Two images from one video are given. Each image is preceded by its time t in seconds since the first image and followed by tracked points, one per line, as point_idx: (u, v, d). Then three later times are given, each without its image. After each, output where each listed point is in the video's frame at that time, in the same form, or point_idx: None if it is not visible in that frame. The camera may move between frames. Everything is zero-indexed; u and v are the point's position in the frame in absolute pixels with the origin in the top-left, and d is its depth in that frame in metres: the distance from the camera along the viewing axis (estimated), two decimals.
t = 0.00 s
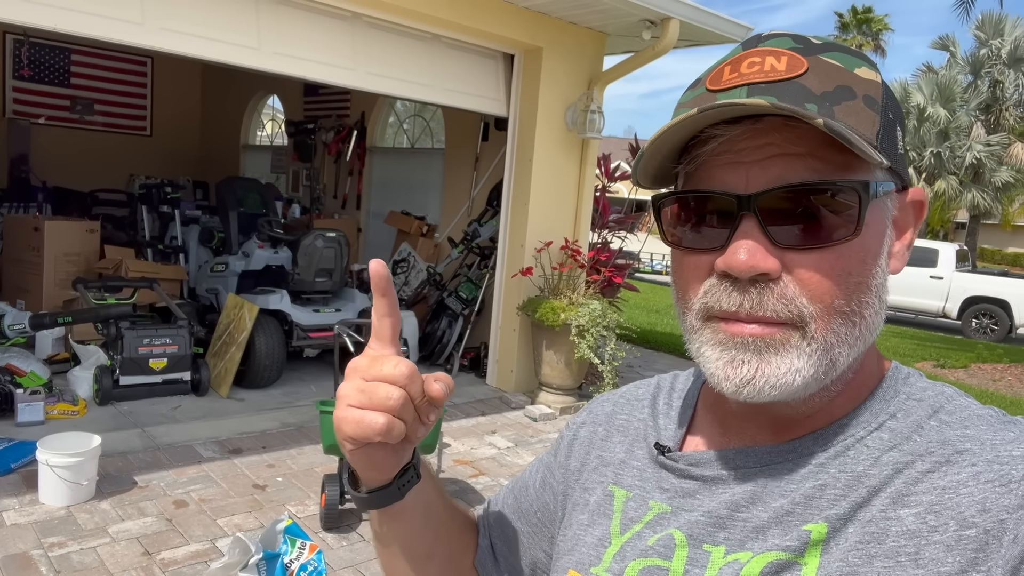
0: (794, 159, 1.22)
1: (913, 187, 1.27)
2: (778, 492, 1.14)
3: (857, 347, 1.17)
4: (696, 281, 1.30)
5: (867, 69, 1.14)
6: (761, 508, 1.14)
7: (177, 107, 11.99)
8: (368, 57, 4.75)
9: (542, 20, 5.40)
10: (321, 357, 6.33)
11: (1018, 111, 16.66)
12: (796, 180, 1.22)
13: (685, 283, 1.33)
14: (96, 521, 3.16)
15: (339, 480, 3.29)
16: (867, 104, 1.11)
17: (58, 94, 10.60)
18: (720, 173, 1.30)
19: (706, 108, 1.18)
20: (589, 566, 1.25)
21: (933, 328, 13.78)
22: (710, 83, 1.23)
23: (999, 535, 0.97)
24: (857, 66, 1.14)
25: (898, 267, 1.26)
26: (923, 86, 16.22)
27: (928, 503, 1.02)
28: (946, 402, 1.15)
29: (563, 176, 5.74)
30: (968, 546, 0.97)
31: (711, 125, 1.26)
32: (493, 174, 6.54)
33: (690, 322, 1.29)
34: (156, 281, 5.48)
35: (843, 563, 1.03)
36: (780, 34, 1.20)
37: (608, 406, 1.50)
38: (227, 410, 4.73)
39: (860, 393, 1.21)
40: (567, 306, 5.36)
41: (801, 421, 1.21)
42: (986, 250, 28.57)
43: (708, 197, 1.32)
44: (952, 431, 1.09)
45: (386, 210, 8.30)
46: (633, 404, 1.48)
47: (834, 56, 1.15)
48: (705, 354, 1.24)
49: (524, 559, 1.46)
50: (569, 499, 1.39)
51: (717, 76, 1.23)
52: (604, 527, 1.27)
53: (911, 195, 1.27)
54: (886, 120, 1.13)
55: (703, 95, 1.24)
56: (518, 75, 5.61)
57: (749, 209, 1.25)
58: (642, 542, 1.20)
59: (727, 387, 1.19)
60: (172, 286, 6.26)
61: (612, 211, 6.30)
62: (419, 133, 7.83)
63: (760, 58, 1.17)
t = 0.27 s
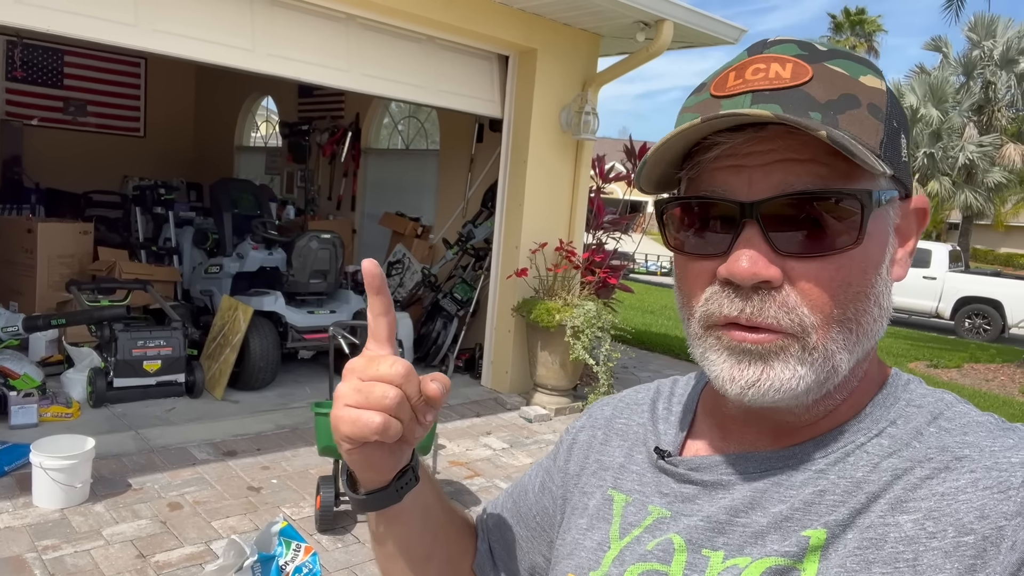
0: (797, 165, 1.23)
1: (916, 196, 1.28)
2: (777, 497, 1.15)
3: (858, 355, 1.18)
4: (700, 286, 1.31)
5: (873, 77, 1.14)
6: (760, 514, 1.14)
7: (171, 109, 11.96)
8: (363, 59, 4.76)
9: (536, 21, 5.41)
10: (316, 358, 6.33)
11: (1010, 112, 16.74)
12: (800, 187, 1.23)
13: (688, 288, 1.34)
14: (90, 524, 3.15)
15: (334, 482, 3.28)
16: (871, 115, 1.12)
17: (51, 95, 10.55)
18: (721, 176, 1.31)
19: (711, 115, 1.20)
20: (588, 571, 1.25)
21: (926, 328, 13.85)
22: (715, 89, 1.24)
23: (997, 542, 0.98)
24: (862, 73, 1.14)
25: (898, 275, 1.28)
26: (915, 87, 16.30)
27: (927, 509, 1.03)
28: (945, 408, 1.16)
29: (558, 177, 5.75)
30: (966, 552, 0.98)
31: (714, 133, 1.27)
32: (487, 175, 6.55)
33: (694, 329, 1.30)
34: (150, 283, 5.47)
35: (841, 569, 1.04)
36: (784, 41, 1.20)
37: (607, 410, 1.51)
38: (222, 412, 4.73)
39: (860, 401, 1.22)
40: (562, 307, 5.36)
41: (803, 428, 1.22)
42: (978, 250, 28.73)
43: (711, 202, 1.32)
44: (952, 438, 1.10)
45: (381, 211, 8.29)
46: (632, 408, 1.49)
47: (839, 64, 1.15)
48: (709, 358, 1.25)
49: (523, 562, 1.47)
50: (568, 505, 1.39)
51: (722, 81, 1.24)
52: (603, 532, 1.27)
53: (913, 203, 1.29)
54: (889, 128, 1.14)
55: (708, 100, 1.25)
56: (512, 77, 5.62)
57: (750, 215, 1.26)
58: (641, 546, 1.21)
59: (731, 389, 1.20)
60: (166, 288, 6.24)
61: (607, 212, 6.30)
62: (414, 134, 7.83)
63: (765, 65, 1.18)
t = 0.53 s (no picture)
0: (805, 170, 1.23)
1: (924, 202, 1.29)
2: (781, 503, 1.15)
3: (863, 360, 1.18)
4: (706, 290, 1.31)
5: (881, 82, 1.14)
6: (764, 519, 1.15)
7: (165, 110, 11.93)
8: (358, 60, 4.75)
9: (532, 23, 5.41)
10: (312, 360, 6.32)
11: (1004, 113, 16.82)
12: (809, 192, 1.23)
13: (694, 293, 1.34)
14: (85, 527, 3.13)
15: (331, 484, 3.28)
16: (881, 118, 1.12)
17: (45, 97, 10.48)
18: (729, 181, 1.32)
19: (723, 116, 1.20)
20: None
21: (920, 328, 13.90)
22: (722, 93, 1.24)
23: (1003, 550, 0.97)
24: (870, 78, 1.15)
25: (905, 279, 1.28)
26: (909, 88, 16.35)
27: (930, 516, 1.03)
28: (952, 415, 1.16)
29: (554, 179, 5.76)
30: (971, 560, 0.98)
31: (723, 135, 1.27)
32: (483, 176, 6.55)
33: (699, 333, 1.30)
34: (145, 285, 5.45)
35: None
36: (793, 44, 1.20)
37: (611, 415, 1.51)
38: (218, 415, 4.71)
39: (865, 408, 1.22)
40: (558, 309, 5.36)
41: (807, 433, 1.23)
42: (973, 250, 28.86)
43: (719, 207, 1.32)
44: (957, 444, 1.10)
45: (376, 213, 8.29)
46: (637, 413, 1.49)
47: (847, 68, 1.15)
48: (713, 363, 1.26)
49: (526, 568, 1.45)
50: (572, 509, 1.39)
51: (729, 84, 1.25)
52: (606, 537, 1.28)
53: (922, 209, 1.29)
54: (897, 133, 1.14)
55: (715, 103, 1.25)
56: (508, 78, 5.62)
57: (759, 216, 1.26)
58: (644, 552, 1.21)
59: (735, 396, 1.21)
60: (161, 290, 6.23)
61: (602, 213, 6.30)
62: (409, 135, 7.82)
63: (773, 68, 1.18)
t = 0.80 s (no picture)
0: (810, 169, 1.23)
1: (927, 200, 1.30)
2: (786, 503, 1.15)
3: (870, 356, 1.18)
4: (711, 289, 1.31)
5: (885, 80, 1.15)
6: (769, 519, 1.15)
7: (160, 111, 11.91)
8: (354, 61, 4.75)
9: (528, 23, 5.41)
10: (308, 362, 6.31)
11: (998, 113, 16.89)
12: (814, 190, 1.23)
13: (699, 292, 1.35)
14: (81, 530, 3.12)
15: (328, 486, 3.27)
16: (885, 115, 1.12)
17: (39, 98, 10.45)
18: (734, 180, 1.32)
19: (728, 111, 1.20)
20: None
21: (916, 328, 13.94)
22: (727, 89, 1.24)
23: (1008, 549, 0.97)
24: (875, 75, 1.15)
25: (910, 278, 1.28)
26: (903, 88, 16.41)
27: (936, 515, 1.03)
28: (956, 414, 1.17)
29: (551, 179, 5.76)
30: (977, 559, 0.97)
31: (728, 132, 1.27)
32: (479, 178, 6.54)
33: (704, 332, 1.30)
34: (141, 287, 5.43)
35: None
36: (797, 42, 1.21)
37: (614, 416, 1.51)
38: (214, 416, 4.70)
39: (869, 406, 1.22)
40: (555, 309, 5.36)
41: (812, 432, 1.23)
42: (967, 250, 28.97)
43: (723, 204, 1.32)
44: (962, 443, 1.10)
45: (373, 214, 8.27)
46: (641, 414, 1.50)
47: (851, 65, 1.16)
48: (719, 361, 1.26)
49: (531, 569, 1.46)
50: (576, 510, 1.39)
51: (734, 81, 1.25)
52: (610, 538, 1.27)
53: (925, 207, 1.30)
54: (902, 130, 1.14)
55: (720, 100, 1.25)
56: (504, 79, 5.63)
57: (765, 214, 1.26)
58: (649, 552, 1.21)
59: (741, 395, 1.21)
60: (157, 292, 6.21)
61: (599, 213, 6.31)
62: (405, 136, 7.82)
63: (778, 65, 1.19)
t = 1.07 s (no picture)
0: (816, 165, 1.23)
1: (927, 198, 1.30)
2: (787, 503, 1.15)
3: (875, 352, 1.19)
4: (713, 287, 1.31)
5: (884, 77, 1.15)
6: (771, 519, 1.15)
7: (156, 113, 11.88)
8: (350, 62, 4.75)
9: (524, 24, 5.41)
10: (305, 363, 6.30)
11: (993, 114, 16.96)
12: (820, 185, 1.23)
13: (701, 290, 1.35)
14: (77, 533, 3.11)
15: (325, 488, 3.26)
16: (888, 111, 1.12)
17: (34, 100, 10.41)
18: (740, 178, 1.31)
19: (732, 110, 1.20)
20: None
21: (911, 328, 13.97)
22: (728, 88, 1.24)
23: (1009, 548, 0.97)
24: (875, 74, 1.15)
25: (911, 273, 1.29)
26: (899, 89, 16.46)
27: (936, 515, 1.03)
28: (956, 414, 1.17)
29: (548, 180, 5.76)
30: (978, 559, 0.97)
31: (733, 129, 1.27)
32: (475, 179, 6.54)
33: (706, 330, 1.31)
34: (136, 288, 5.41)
35: None
36: (797, 41, 1.21)
37: (614, 413, 1.51)
38: (210, 418, 4.69)
39: (870, 405, 1.22)
40: (552, 310, 5.36)
41: (813, 430, 1.23)
42: (962, 250, 29.08)
43: (728, 201, 1.32)
44: (962, 443, 1.10)
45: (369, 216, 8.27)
46: (640, 412, 1.49)
47: (851, 63, 1.16)
48: (723, 359, 1.26)
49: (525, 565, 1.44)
50: (576, 509, 1.38)
51: (735, 81, 1.25)
52: (610, 538, 1.27)
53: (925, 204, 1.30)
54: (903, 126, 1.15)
55: (721, 99, 1.25)
56: (500, 80, 5.62)
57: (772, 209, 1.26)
58: (649, 552, 1.21)
59: (746, 393, 1.21)
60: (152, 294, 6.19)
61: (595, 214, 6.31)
62: (401, 137, 7.81)
63: (779, 64, 1.19)
